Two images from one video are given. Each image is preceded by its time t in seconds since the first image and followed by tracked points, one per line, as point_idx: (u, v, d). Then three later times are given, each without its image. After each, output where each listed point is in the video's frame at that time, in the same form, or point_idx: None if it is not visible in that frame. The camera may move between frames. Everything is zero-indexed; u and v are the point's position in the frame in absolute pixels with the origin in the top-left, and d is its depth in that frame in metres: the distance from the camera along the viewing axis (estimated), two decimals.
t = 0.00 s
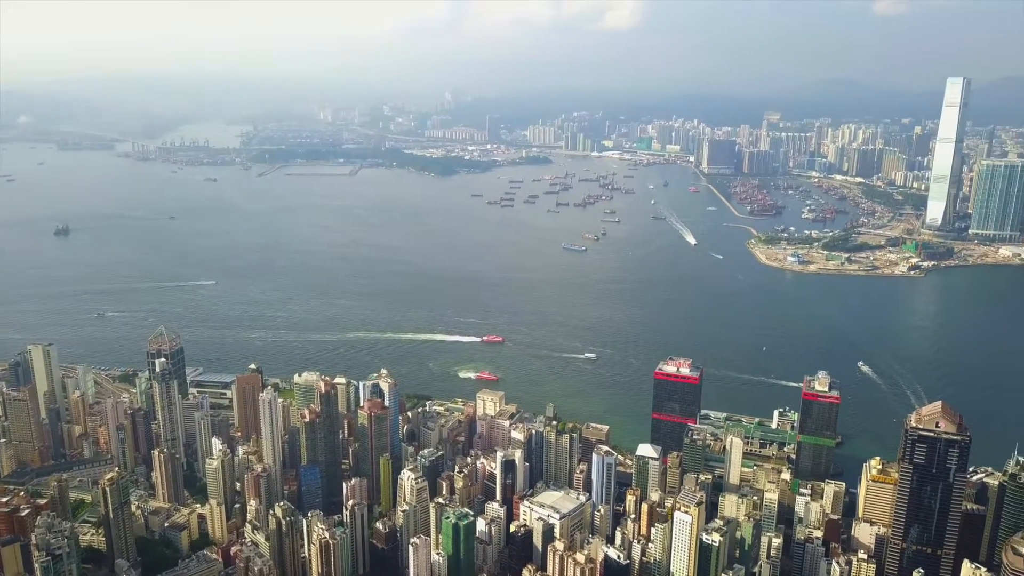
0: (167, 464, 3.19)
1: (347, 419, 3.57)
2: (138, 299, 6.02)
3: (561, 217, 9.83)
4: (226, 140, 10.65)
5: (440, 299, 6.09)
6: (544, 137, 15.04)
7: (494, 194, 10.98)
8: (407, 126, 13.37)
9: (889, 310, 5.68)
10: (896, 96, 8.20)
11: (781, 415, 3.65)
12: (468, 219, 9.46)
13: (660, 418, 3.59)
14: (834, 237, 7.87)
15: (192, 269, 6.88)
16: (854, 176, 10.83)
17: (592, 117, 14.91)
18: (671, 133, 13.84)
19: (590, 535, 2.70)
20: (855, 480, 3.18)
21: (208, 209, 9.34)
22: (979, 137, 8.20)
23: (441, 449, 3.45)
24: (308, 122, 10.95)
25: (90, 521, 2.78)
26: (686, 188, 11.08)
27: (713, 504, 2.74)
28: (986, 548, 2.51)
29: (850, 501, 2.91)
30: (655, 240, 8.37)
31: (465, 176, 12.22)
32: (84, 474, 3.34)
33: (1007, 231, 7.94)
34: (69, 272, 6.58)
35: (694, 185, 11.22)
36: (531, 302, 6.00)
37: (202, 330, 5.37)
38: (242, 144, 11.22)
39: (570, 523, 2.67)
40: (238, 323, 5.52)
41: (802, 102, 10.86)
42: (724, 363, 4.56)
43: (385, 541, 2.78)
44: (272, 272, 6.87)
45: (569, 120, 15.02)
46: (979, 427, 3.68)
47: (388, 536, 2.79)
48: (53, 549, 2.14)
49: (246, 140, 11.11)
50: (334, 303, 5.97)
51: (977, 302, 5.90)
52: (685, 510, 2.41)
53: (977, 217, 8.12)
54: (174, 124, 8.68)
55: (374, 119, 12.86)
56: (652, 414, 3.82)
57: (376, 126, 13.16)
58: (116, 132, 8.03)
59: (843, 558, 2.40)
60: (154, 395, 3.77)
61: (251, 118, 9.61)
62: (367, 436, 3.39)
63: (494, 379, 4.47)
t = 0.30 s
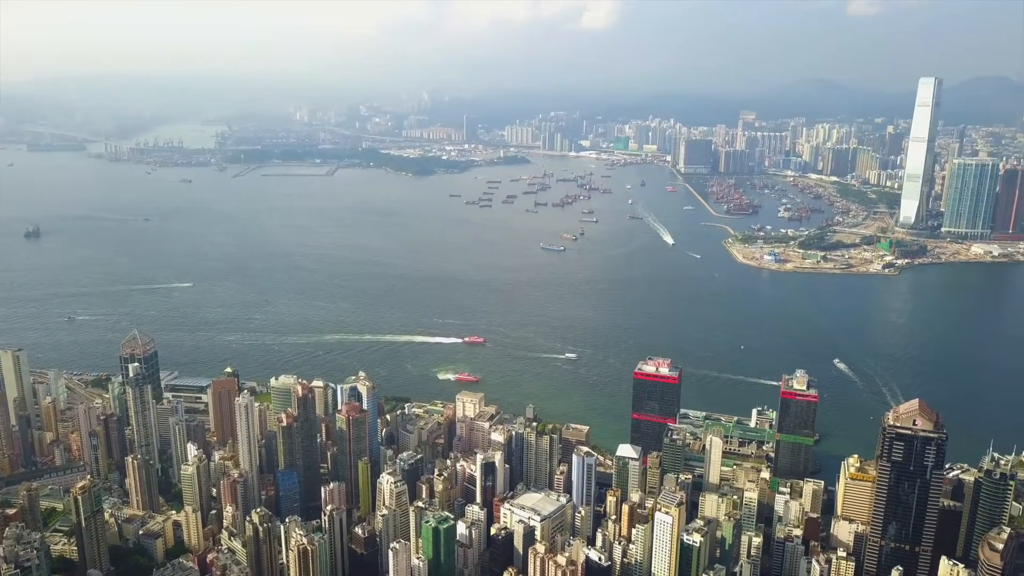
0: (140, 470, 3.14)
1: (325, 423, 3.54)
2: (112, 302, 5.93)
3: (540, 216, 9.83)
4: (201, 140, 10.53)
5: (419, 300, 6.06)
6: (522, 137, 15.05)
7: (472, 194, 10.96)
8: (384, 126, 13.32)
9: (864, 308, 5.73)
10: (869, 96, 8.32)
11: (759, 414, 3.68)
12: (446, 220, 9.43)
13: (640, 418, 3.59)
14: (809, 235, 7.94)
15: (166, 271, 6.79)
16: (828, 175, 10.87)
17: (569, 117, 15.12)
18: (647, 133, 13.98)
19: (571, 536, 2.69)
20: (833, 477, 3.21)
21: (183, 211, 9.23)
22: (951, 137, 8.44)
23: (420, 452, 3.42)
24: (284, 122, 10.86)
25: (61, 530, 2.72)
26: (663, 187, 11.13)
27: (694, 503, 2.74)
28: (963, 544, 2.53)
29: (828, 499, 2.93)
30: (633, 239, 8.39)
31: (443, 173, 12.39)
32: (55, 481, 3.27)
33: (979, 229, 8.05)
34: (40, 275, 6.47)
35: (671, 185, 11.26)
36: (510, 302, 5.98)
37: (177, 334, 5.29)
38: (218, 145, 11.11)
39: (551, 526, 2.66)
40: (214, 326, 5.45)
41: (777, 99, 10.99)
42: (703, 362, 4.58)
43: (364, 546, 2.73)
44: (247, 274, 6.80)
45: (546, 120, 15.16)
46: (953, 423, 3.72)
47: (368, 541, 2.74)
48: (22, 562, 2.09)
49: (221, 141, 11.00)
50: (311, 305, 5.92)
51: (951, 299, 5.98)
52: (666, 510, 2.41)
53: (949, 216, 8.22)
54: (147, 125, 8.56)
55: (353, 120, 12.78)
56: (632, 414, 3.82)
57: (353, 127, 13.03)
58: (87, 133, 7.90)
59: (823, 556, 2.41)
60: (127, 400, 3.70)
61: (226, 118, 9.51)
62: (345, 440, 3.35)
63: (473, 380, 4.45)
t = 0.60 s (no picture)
0: (113, 477, 3.08)
1: (302, 427, 3.49)
2: (84, 305, 5.83)
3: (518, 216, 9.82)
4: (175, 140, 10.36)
5: (396, 301, 6.02)
6: (499, 137, 15.02)
7: (449, 194, 10.93)
8: (361, 126, 13.24)
9: (840, 306, 5.78)
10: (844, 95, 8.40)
11: (738, 413, 3.69)
12: (424, 220, 9.39)
13: (620, 418, 3.58)
14: (786, 234, 8.01)
15: (139, 274, 6.69)
16: (804, 174, 10.95)
17: (546, 117, 15.20)
18: (624, 133, 14.03)
19: (552, 539, 2.68)
20: (811, 476, 3.22)
21: (156, 212, 9.10)
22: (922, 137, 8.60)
23: (399, 456, 3.39)
24: (259, 122, 10.76)
25: (31, 539, 2.65)
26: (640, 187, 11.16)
27: (674, 504, 2.75)
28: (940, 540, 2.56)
29: (807, 498, 2.94)
30: (611, 239, 8.40)
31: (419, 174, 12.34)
32: (26, 489, 3.18)
33: (951, 227, 8.16)
34: (10, 279, 6.34)
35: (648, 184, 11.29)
36: (489, 303, 5.95)
37: (151, 338, 5.21)
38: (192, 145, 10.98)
39: (532, 528, 2.64)
40: (188, 329, 5.38)
41: (753, 99, 11.08)
42: (681, 361, 4.58)
43: (343, 551, 2.68)
44: (222, 276, 6.72)
45: (523, 120, 15.23)
46: (929, 420, 3.76)
47: (347, 546, 2.70)
48: None
49: (195, 141, 10.86)
50: (288, 307, 5.86)
51: (924, 297, 6.05)
52: (646, 511, 2.41)
53: (922, 214, 8.32)
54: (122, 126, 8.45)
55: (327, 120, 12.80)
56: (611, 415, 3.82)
57: (328, 127, 12.87)
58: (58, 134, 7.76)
59: (803, 555, 2.41)
60: (100, 406, 3.63)
61: (201, 118, 9.39)
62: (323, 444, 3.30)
63: (452, 381, 4.42)
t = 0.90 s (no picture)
0: (85, 485, 3.02)
1: (279, 432, 3.46)
2: (55, 309, 5.71)
3: (496, 216, 9.81)
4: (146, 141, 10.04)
5: (374, 302, 5.98)
6: (476, 137, 15.05)
7: (427, 195, 10.87)
8: (338, 126, 13.16)
9: (816, 304, 5.83)
10: (820, 94, 8.48)
11: (716, 411, 3.70)
12: (402, 221, 9.35)
13: (600, 418, 3.58)
14: (762, 233, 8.06)
15: (112, 276, 6.58)
16: (778, 173, 11.21)
17: (523, 117, 15.22)
18: (602, 133, 14.09)
19: (533, 541, 2.66)
20: (789, 474, 3.24)
21: (129, 214, 8.96)
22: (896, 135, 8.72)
23: (377, 459, 3.35)
24: (234, 122, 10.64)
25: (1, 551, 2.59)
26: (618, 187, 11.19)
27: (654, 504, 2.74)
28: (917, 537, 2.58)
29: (786, 496, 2.95)
30: (589, 238, 8.41)
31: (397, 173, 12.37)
32: None
33: (924, 225, 8.29)
34: None
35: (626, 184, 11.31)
36: (468, 303, 5.93)
37: (124, 342, 5.12)
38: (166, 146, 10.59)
39: (512, 531, 2.63)
40: (163, 333, 5.30)
41: (728, 99, 11.17)
42: (661, 360, 4.59)
43: (322, 557, 2.66)
44: (197, 278, 6.63)
45: (500, 120, 15.25)
46: (904, 417, 3.80)
47: (326, 552, 2.67)
48: None
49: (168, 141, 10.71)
50: (264, 309, 5.79)
51: (899, 295, 6.12)
52: (627, 512, 2.41)
53: (895, 213, 8.42)
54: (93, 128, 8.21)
55: (304, 121, 12.13)
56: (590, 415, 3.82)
57: (305, 127, 12.41)
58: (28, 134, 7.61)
59: (783, 553, 2.42)
60: (71, 412, 3.56)
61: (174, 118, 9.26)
62: (301, 448, 3.27)
63: (431, 383, 4.39)
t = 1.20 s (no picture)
0: (57, 494, 2.95)
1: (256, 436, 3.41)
2: (25, 314, 5.60)
3: (474, 216, 9.79)
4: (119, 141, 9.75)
5: (352, 304, 5.93)
6: (454, 137, 15.08)
7: (404, 195, 10.82)
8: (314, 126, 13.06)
9: (793, 303, 5.88)
10: (795, 94, 8.56)
11: (695, 411, 3.72)
12: (379, 221, 9.29)
13: (580, 419, 3.57)
14: (738, 232, 8.12)
15: (84, 279, 6.47)
16: (754, 172, 11.29)
17: (500, 116, 15.23)
18: (579, 133, 14.11)
19: (514, 544, 2.65)
20: (768, 473, 3.26)
21: (101, 216, 8.81)
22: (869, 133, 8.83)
23: (355, 463, 3.32)
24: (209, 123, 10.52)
25: None
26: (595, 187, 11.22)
27: (634, 505, 2.74)
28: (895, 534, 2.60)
29: (765, 495, 2.96)
30: (567, 238, 8.42)
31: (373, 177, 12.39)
32: None
33: (897, 224, 8.33)
34: None
35: (603, 184, 11.33)
36: (446, 304, 5.91)
37: (95, 346, 5.03)
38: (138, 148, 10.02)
39: (493, 533, 2.61)
40: (137, 337, 5.21)
41: (704, 99, 11.24)
42: (640, 360, 4.60)
43: (300, 563, 2.62)
44: (172, 280, 6.54)
45: (478, 120, 15.25)
46: (880, 414, 3.84)
47: (304, 559, 2.63)
48: None
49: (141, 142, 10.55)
50: (240, 312, 5.73)
51: (873, 293, 6.19)
52: (608, 513, 2.40)
53: (870, 211, 8.50)
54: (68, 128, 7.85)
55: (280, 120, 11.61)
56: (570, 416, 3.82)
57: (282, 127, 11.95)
58: None
59: (763, 553, 2.43)
60: (42, 419, 3.48)
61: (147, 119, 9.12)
62: (278, 453, 3.23)
63: (410, 386, 4.37)
